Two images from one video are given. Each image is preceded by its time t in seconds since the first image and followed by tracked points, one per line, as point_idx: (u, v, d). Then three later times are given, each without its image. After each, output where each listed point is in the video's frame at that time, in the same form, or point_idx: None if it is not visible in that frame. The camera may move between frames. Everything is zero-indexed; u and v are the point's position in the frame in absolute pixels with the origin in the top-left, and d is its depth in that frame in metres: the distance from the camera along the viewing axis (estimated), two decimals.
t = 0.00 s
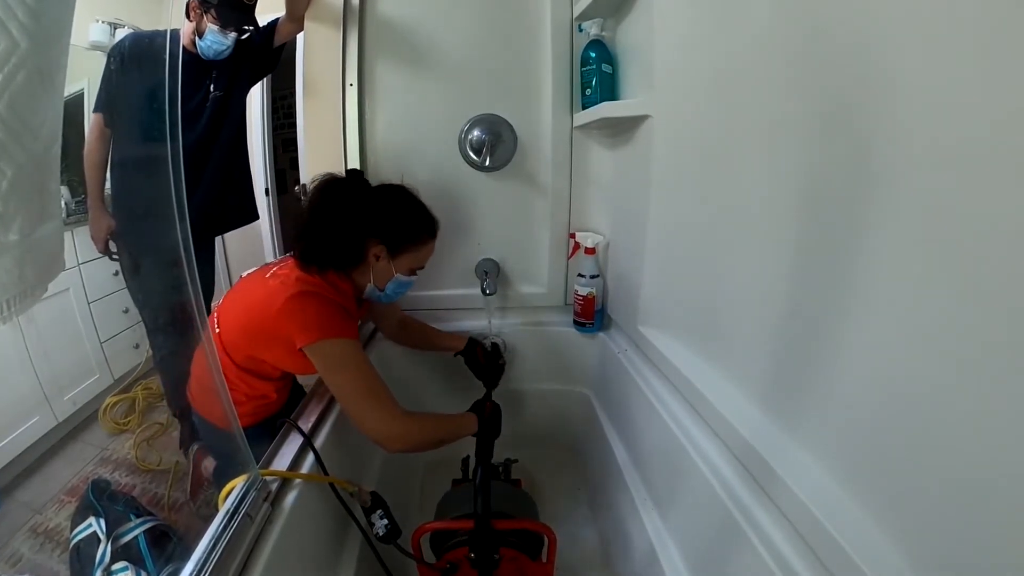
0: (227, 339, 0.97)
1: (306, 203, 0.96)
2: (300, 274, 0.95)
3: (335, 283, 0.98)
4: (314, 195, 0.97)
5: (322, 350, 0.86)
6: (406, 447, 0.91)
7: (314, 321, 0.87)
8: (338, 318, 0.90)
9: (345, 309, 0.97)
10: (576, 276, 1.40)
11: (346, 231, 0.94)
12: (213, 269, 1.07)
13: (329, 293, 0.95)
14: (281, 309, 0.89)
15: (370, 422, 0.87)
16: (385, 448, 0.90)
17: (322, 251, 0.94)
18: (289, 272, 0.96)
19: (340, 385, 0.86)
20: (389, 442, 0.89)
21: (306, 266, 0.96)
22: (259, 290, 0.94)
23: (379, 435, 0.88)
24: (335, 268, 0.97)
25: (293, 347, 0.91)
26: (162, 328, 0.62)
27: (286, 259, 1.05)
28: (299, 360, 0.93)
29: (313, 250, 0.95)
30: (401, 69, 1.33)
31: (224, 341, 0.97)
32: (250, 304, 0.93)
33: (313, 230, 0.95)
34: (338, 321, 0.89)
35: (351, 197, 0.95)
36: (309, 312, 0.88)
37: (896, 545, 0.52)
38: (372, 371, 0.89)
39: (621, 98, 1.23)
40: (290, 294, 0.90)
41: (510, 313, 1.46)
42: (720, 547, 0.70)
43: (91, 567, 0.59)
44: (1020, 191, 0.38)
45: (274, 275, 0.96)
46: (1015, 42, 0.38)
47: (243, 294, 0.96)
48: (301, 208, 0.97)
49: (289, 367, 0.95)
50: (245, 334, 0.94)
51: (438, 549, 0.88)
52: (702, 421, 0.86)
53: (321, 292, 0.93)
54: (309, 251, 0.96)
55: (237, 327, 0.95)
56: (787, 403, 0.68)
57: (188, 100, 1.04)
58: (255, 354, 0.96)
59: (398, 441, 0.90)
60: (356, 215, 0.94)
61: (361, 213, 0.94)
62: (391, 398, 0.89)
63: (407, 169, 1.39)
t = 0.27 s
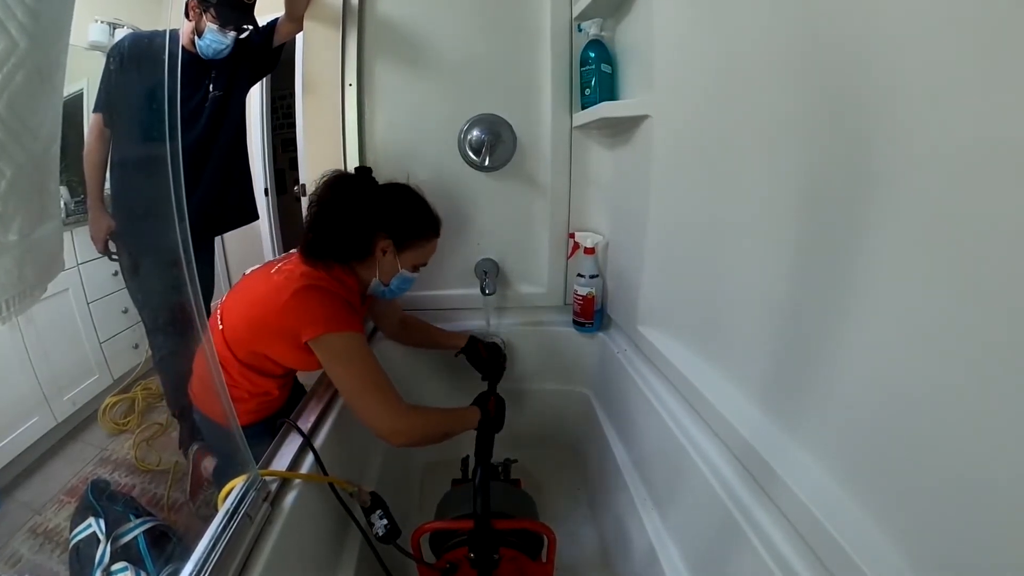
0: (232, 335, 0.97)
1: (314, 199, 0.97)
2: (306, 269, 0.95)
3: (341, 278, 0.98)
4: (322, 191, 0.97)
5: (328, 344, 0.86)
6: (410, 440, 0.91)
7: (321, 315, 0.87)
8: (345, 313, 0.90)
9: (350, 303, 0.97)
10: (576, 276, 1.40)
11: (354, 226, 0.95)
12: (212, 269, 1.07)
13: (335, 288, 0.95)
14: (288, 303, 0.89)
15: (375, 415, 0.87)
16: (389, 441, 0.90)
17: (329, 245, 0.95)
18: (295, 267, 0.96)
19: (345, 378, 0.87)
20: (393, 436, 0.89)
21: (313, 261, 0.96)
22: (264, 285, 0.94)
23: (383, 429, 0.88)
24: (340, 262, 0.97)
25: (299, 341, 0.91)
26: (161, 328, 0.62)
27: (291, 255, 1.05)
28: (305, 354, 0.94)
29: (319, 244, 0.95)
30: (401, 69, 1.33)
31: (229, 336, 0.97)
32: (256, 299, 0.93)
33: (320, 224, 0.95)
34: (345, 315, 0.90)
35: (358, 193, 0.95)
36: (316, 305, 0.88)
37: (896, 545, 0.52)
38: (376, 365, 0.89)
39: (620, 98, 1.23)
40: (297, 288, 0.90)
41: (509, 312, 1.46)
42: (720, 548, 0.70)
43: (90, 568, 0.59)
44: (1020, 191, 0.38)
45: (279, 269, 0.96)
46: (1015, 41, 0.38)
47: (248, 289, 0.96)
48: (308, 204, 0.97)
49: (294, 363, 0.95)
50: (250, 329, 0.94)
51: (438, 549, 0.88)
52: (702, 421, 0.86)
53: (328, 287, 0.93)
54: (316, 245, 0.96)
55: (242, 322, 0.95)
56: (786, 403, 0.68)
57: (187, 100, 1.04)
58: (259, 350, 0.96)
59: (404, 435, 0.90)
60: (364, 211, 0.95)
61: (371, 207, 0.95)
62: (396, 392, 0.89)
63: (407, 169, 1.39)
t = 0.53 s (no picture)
0: (237, 333, 0.97)
1: (321, 196, 0.98)
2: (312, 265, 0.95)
3: (347, 274, 0.98)
4: (328, 188, 0.98)
5: (335, 338, 0.86)
6: (418, 435, 0.91)
7: (328, 310, 0.87)
8: (352, 308, 0.90)
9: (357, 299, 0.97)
10: (575, 276, 1.40)
11: (360, 222, 0.95)
12: (211, 269, 1.07)
13: (341, 283, 0.95)
14: (294, 299, 0.89)
15: (382, 409, 0.87)
16: (396, 437, 0.90)
17: (336, 241, 0.95)
18: (301, 263, 0.96)
19: (352, 373, 0.87)
20: (400, 431, 0.89)
21: (318, 257, 0.97)
22: (270, 282, 0.93)
23: (390, 424, 0.88)
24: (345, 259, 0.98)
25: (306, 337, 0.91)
26: (160, 329, 0.62)
27: (294, 253, 1.05)
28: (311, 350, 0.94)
29: (326, 241, 0.96)
30: (400, 69, 1.33)
31: (234, 335, 0.97)
32: (261, 296, 0.93)
33: (327, 220, 0.96)
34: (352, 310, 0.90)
35: (365, 189, 0.96)
36: (324, 300, 0.88)
37: (896, 544, 0.52)
38: (383, 360, 0.89)
39: (619, 98, 1.23)
40: (305, 283, 0.90)
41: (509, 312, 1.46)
42: (719, 547, 0.71)
43: (90, 568, 0.59)
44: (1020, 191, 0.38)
45: (285, 266, 0.96)
46: (1015, 41, 0.38)
47: (253, 286, 0.96)
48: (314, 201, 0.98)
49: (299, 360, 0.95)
50: (255, 326, 0.94)
51: (438, 549, 0.88)
52: (702, 421, 0.86)
53: (334, 283, 0.93)
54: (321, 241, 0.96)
55: (247, 319, 0.94)
56: (786, 403, 0.68)
57: (186, 99, 1.03)
58: (265, 348, 0.96)
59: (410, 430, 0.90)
60: (371, 207, 0.95)
61: (377, 204, 0.96)
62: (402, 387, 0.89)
63: (406, 169, 1.39)
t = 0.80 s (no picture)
0: (241, 331, 0.97)
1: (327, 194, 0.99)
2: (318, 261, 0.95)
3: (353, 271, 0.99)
4: (334, 186, 0.99)
5: (343, 333, 0.87)
6: (424, 432, 0.91)
7: (336, 306, 0.87)
8: (359, 304, 0.90)
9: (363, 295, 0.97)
10: (574, 276, 1.40)
11: (367, 219, 0.96)
12: (211, 270, 1.07)
13: (348, 280, 0.95)
14: (301, 295, 0.89)
15: (388, 406, 0.87)
16: (402, 434, 0.90)
17: (342, 238, 0.96)
18: (306, 259, 0.96)
19: (360, 369, 0.87)
20: (406, 428, 0.89)
21: (325, 254, 0.97)
22: (276, 278, 0.93)
23: (396, 421, 0.88)
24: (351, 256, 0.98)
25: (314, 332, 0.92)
26: (159, 329, 0.62)
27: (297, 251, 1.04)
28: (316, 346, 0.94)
29: (332, 238, 0.96)
30: (400, 69, 1.33)
31: (238, 333, 0.97)
32: (266, 293, 0.92)
33: (334, 217, 0.97)
34: (360, 306, 0.90)
35: (371, 187, 0.97)
36: (332, 296, 0.88)
37: (895, 544, 0.52)
38: (390, 357, 0.89)
39: (618, 98, 1.23)
40: (313, 279, 0.90)
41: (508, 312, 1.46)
42: (719, 547, 0.71)
43: (90, 569, 0.59)
44: (1020, 191, 0.38)
45: (290, 262, 0.96)
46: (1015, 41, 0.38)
47: (257, 284, 0.96)
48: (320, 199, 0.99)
49: (303, 357, 0.96)
50: (260, 323, 0.93)
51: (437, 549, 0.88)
52: (701, 421, 0.86)
53: (341, 279, 0.93)
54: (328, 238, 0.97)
55: (252, 317, 0.94)
56: (785, 403, 0.68)
57: (186, 99, 1.03)
58: (270, 345, 0.96)
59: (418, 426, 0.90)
60: (377, 204, 0.97)
61: (383, 202, 0.98)
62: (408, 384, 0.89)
63: (405, 169, 1.39)
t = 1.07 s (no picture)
0: (246, 329, 0.97)
1: (333, 192, 1.00)
2: (323, 258, 0.95)
3: (358, 267, 0.99)
4: (340, 184, 1.00)
5: (351, 328, 0.87)
6: (431, 427, 0.91)
7: (343, 300, 0.88)
8: (365, 300, 0.91)
9: (368, 292, 0.97)
10: (574, 276, 1.40)
11: (373, 217, 0.97)
12: (211, 269, 1.07)
13: (354, 275, 0.95)
14: (307, 291, 0.89)
15: (396, 401, 0.86)
16: (410, 429, 0.89)
17: (348, 234, 0.97)
18: (311, 256, 0.96)
19: (367, 364, 0.86)
20: (413, 423, 0.89)
21: (330, 251, 0.97)
22: (282, 274, 0.93)
23: (404, 416, 0.87)
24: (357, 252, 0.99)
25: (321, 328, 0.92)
26: (159, 328, 0.63)
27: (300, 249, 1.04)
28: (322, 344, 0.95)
29: (338, 234, 0.97)
30: (399, 70, 1.33)
31: (243, 331, 0.97)
32: (271, 290, 0.92)
33: (339, 214, 0.97)
34: (367, 303, 0.90)
35: (376, 185, 0.98)
36: (339, 292, 0.88)
37: (895, 544, 0.52)
38: (397, 353, 0.88)
39: (618, 98, 1.23)
40: (320, 276, 0.90)
41: (508, 312, 1.46)
42: (719, 547, 0.71)
43: (90, 569, 0.59)
44: (1020, 191, 0.38)
45: (294, 259, 0.96)
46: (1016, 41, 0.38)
47: (261, 281, 0.96)
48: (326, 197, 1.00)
49: (308, 354, 0.97)
50: (265, 320, 0.93)
51: (437, 549, 0.88)
52: (701, 421, 0.86)
53: (347, 275, 0.93)
54: (333, 235, 0.98)
55: (257, 314, 0.94)
56: (784, 402, 0.68)
57: (184, 99, 1.03)
58: (275, 343, 0.96)
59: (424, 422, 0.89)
60: (383, 202, 0.98)
61: (388, 200, 0.98)
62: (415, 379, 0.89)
63: (405, 169, 1.39)
